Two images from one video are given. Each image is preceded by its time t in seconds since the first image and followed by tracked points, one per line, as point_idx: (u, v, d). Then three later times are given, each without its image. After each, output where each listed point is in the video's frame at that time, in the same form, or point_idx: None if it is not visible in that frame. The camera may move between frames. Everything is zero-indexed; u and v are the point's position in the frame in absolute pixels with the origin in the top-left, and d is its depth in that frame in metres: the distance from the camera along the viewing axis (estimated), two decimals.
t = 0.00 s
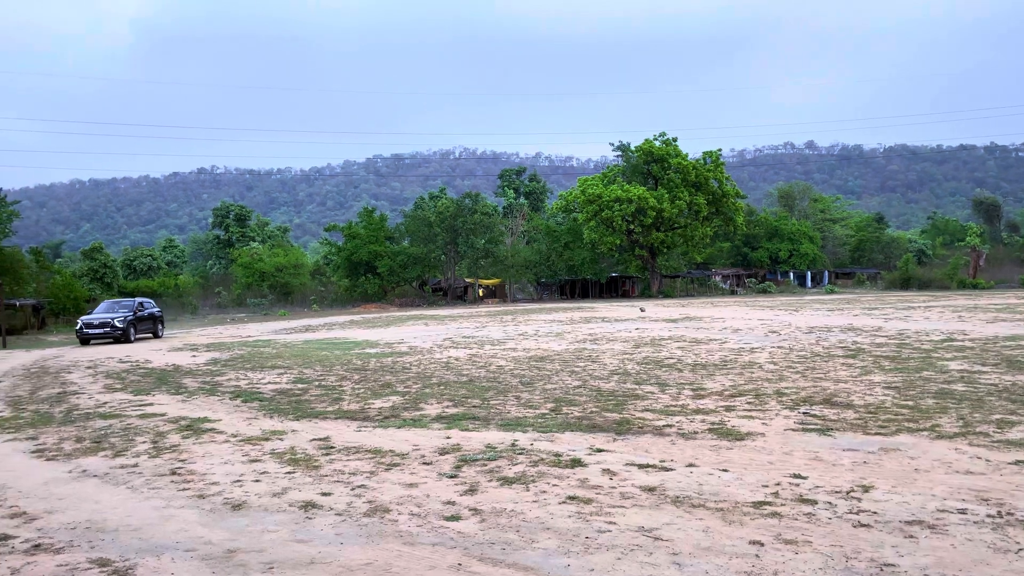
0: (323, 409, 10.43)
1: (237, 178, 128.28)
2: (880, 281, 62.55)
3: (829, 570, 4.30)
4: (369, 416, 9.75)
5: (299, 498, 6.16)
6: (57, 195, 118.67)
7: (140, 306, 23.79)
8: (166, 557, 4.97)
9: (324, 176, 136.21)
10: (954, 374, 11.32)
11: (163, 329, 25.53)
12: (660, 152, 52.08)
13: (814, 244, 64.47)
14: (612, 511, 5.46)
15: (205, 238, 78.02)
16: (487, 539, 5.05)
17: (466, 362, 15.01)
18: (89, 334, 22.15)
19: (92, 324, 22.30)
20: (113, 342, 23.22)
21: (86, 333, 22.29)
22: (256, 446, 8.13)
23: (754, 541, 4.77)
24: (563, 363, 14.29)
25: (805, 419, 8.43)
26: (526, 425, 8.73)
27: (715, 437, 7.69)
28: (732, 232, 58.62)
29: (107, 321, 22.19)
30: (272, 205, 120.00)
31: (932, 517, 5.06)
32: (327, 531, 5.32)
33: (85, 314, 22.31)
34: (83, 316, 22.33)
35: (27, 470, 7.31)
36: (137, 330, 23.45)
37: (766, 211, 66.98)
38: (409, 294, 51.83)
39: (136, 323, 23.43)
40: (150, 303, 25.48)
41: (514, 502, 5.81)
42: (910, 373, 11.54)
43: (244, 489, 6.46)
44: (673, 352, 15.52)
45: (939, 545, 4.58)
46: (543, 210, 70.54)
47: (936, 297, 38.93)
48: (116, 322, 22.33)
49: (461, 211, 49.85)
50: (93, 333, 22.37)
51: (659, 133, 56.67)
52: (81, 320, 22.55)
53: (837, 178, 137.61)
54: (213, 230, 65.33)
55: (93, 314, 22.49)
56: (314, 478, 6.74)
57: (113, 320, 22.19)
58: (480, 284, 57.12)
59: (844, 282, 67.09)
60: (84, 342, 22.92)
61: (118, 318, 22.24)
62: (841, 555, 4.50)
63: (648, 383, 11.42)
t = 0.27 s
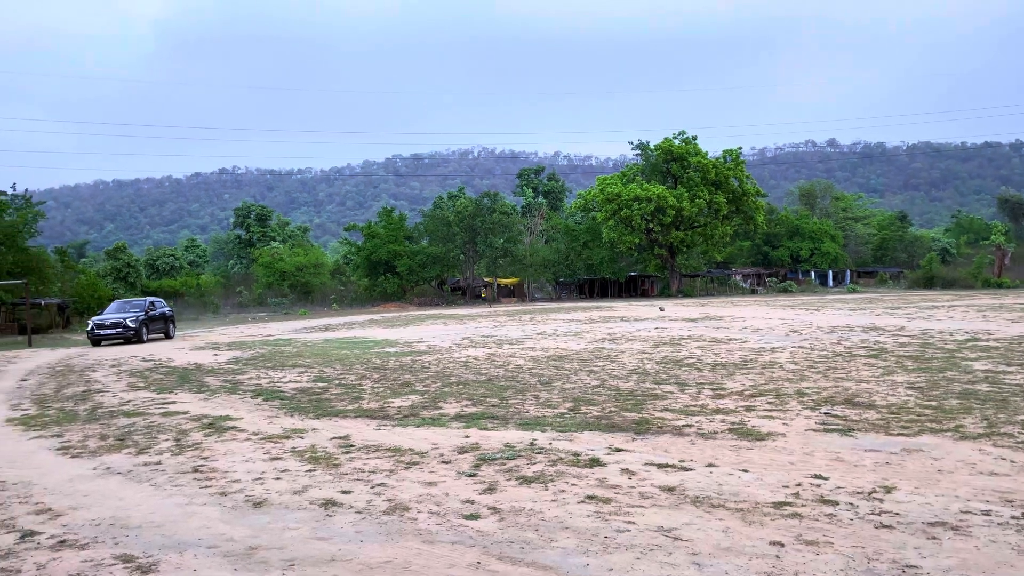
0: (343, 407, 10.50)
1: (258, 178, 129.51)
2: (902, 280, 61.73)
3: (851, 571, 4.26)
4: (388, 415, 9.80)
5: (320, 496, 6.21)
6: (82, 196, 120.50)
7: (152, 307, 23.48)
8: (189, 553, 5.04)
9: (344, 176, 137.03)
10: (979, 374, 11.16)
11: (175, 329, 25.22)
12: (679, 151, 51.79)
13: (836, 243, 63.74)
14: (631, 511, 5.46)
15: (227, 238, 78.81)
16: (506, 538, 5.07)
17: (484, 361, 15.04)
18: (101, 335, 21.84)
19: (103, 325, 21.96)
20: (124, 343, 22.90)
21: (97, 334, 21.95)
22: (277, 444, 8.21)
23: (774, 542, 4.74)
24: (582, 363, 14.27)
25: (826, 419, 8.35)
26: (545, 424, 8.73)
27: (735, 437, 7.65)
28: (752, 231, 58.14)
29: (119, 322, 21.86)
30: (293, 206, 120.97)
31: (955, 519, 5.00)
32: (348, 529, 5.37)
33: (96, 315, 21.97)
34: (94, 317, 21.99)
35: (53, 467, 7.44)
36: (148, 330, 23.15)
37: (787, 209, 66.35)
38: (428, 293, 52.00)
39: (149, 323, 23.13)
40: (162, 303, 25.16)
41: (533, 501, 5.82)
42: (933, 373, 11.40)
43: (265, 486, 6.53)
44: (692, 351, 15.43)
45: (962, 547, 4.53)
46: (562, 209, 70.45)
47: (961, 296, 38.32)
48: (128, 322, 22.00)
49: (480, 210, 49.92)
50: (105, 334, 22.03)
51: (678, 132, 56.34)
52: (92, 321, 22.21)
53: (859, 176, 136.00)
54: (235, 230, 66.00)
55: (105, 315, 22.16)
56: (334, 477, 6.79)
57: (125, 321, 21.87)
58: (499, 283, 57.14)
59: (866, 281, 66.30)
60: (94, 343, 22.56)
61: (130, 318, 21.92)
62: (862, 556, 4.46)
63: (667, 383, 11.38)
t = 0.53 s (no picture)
0: (364, 405, 10.58)
1: (280, 177, 130.69)
2: (927, 279, 60.88)
3: (873, 572, 4.23)
4: (409, 412, 9.86)
5: (341, 492, 6.27)
6: (107, 195, 122.29)
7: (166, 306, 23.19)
8: (212, 549, 5.11)
9: (364, 175, 137.78)
10: (1006, 374, 10.99)
11: (187, 329, 24.85)
12: (700, 149, 51.48)
13: (859, 241, 63.04)
14: (651, 509, 5.45)
15: (248, 237, 79.61)
16: (526, 536, 5.08)
17: (504, 360, 15.07)
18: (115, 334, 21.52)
19: (118, 323, 21.65)
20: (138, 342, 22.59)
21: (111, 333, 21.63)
22: (299, 441, 8.29)
23: (796, 541, 4.71)
24: (602, 361, 14.25)
25: (849, 419, 8.27)
26: (565, 423, 8.74)
27: (756, 436, 7.61)
28: (774, 229, 57.65)
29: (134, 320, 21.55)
30: (314, 204, 121.88)
31: (980, 520, 4.94)
32: (369, 526, 5.41)
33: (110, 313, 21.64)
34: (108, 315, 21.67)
35: (80, 463, 7.57)
36: (163, 329, 22.79)
37: (809, 207, 65.72)
38: (447, 291, 52.17)
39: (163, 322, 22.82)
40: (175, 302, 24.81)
41: (553, 499, 5.83)
42: (958, 373, 11.26)
43: (287, 483, 6.60)
44: (713, 350, 15.34)
45: (988, 548, 4.47)
46: (581, 207, 70.33)
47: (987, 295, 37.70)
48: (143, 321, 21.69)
49: (500, 209, 50.06)
50: (118, 332, 21.71)
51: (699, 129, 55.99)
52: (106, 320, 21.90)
53: (883, 173, 134.29)
54: (257, 229, 66.65)
55: (120, 313, 21.85)
56: (355, 473, 6.85)
57: (140, 320, 21.56)
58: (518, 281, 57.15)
59: (890, 279, 65.55)
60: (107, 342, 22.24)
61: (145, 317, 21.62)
62: (884, 557, 4.43)
63: (687, 382, 11.33)
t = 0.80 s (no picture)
0: (383, 402, 10.64)
1: (300, 176, 131.63)
2: (952, 276, 59.99)
3: (896, 572, 4.18)
4: (428, 410, 9.90)
5: (360, 489, 6.31)
6: (130, 194, 123.82)
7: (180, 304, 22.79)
8: (234, 543, 5.16)
9: (384, 173, 138.37)
10: None
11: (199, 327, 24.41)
12: (720, 146, 51.09)
13: (882, 238, 62.25)
14: (670, 508, 5.43)
15: (269, 235, 80.23)
16: (545, 533, 5.08)
17: (522, 358, 15.08)
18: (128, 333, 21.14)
19: (131, 322, 21.27)
20: (151, 342, 22.22)
21: (124, 332, 21.24)
22: (319, 437, 8.36)
23: (817, 541, 4.67)
24: (620, 359, 14.21)
25: (871, 418, 8.18)
26: (583, 420, 8.73)
27: (777, 435, 7.55)
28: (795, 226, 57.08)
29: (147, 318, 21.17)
30: (334, 203, 122.64)
31: (1007, 521, 4.86)
32: (388, 522, 5.44)
33: (122, 312, 21.26)
34: (121, 314, 21.29)
35: (104, 458, 7.68)
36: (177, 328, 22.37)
37: (832, 204, 64.98)
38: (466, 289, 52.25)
39: (177, 320, 22.43)
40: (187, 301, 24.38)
41: (572, 496, 5.83)
42: (984, 371, 11.07)
43: (307, 479, 6.66)
44: (733, 349, 15.23)
45: (1014, 550, 4.41)
46: (600, 204, 70.12)
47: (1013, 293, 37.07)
48: (156, 320, 21.30)
49: (518, 207, 50.05)
50: (132, 332, 21.34)
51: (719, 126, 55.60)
52: (119, 318, 21.53)
53: (907, 170, 132.44)
54: (277, 227, 67.14)
55: (134, 312, 21.45)
56: (375, 470, 6.90)
57: (154, 318, 21.17)
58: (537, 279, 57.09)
59: (914, 278, 64.63)
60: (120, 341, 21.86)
61: (158, 315, 21.22)
62: (907, 556, 4.38)
63: (706, 380, 11.26)
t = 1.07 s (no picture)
0: (399, 398, 10.67)
1: (316, 173, 132.35)
2: (972, 274, 59.29)
3: (916, 571, 4.14)
4: (444, 406, 9.93)
5: (377, 484, 6.34)
6: (149, 191, 125.12)
7: (191, 300, 22.14)
8: (252, 538, 5.21)
9: (399, 170, 138.82)
10: None
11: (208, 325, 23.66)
12: (737, 142, 50.77)
13: (902, 235, 61.63)
14: (687, 505, 5.41)
15: (286, 231, 80.70)
16: (560, 530, 5.08)
17: (538, 354, 15.07)
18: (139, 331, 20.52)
19: (142, 320, 20.67)
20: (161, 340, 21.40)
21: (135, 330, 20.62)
22: (336, 433, 8.40)
23: (836, 539, 4.63)
24: (636, 356, 14.17)
25: (891, 417, 8.10)
26: (599, 418, 8.71)
27: (795, 433, 7.50)
28: (813, 223, 56.61)
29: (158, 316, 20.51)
30: (350, 200, 123.21)
31: None
32: (405, 518, 5.46)
33: (132, 310, 20.64)
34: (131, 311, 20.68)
35: (123, 453, 7.77)
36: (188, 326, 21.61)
37: (850, 201, 64.39)
38: (482, 286, 52.32)
39: (189, 317, 21.81)
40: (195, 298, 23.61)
41: (588, 494, 5.82)
42: (1006, 370, 10.93)
43: (325, 474, 6.70)
44: (750, 346, 15.13)
45: None
46: (616, 201, 69.93)
47: None
48: (168, 317, 20.65)
49: (534, 204, 50.05)
50: (143, 329, 20.68)
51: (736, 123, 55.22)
52: (130, 316, 20.92)
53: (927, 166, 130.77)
54: (294, 224, 67.59)
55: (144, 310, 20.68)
56: (391, 466, 6.92)
57: (165, 315, 20.53)
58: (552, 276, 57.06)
59: (933, 275, 63.96)
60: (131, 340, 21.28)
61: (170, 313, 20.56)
62: (927, 556, 4.33)
63: (723, 378, 11.21)
